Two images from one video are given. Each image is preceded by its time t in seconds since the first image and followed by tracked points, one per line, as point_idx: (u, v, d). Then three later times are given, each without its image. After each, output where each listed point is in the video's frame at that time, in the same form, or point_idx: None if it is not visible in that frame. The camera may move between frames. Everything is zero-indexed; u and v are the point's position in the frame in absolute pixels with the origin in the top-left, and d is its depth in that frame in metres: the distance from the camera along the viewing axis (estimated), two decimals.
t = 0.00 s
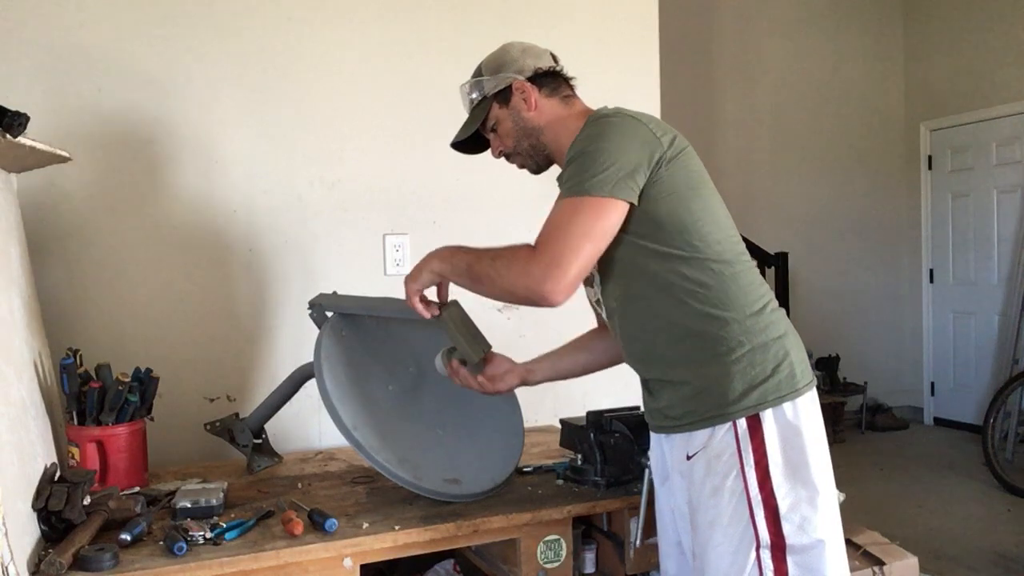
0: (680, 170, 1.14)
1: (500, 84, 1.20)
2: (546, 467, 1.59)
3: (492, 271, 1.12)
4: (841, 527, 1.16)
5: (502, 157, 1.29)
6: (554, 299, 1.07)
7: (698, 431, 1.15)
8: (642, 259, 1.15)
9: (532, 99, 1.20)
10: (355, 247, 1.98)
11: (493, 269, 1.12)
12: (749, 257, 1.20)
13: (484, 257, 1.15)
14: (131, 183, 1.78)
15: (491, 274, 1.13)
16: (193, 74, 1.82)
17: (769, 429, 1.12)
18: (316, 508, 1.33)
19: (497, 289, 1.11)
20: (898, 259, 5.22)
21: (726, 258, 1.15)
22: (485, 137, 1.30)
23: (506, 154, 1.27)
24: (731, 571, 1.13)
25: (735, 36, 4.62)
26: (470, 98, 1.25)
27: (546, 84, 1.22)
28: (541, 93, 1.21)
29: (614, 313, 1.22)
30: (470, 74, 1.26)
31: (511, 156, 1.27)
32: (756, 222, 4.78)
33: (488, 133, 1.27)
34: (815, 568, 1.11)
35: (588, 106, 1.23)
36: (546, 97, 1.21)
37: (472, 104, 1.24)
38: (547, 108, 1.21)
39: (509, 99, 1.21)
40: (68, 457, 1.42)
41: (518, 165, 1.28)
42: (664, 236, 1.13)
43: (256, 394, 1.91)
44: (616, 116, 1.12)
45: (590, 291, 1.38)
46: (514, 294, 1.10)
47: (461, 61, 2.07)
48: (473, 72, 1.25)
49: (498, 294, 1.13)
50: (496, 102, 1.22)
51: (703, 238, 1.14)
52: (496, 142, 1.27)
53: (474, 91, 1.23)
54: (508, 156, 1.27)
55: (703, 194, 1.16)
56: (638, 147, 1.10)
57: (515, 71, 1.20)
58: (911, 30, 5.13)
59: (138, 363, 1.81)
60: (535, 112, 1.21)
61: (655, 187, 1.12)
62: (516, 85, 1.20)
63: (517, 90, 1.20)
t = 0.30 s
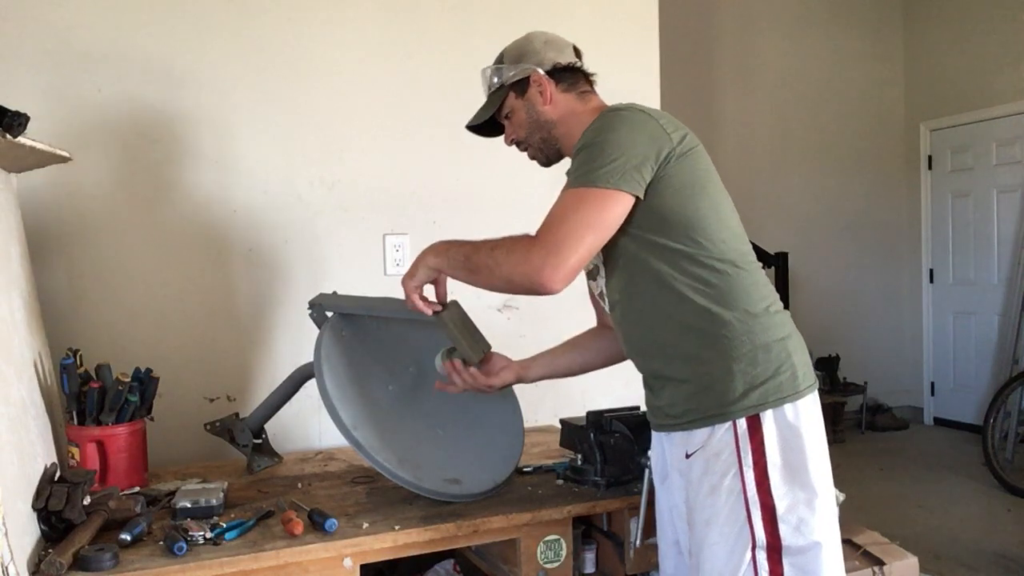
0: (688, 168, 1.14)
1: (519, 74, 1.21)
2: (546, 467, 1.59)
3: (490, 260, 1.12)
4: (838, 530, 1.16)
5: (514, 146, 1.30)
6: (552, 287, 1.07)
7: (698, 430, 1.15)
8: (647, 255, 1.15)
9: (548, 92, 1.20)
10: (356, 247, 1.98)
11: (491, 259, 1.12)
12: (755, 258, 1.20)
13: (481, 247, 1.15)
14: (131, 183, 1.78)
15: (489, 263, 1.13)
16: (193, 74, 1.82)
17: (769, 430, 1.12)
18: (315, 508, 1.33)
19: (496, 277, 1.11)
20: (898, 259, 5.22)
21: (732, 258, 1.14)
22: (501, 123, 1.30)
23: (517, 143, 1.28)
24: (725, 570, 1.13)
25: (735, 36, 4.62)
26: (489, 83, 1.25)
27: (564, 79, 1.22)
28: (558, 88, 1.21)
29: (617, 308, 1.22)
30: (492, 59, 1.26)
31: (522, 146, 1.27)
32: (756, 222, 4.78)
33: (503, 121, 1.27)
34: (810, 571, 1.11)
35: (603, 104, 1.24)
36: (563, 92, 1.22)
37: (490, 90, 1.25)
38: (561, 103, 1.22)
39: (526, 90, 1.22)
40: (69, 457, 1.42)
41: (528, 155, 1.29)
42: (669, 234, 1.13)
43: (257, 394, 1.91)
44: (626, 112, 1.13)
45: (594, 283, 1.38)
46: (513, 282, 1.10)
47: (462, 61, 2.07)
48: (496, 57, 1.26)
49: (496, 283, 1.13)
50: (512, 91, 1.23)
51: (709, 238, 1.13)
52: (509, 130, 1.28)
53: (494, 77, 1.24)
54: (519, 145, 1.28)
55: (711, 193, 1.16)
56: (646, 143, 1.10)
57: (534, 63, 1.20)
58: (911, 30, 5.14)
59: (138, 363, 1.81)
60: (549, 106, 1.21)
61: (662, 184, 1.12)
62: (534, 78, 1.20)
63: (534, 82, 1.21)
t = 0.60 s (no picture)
0: (694, 167, 1.14)
1: (526, 70, 1.21)
2: (546, 467, 1.59)
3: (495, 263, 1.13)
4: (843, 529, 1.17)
5: (518, 141, 1.29)
6: (558, 286, 1.07)
7: (705, 430, 1.15)
8: (654, 253, 1.15)
9: (555, 88, 1.21)
10: (355, 247, 1.98)
11: (496, 262, 1.12)
12: (761, 258, 1.20)
13: (484, 250, 1.15)
14: (132, 182, 1.78)
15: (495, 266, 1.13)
16: (193, 75, 1.82)
17: (777, 429, 1.13)
18: (316, 508, 1.33)
19: (502, 280, 1.11)
20: (898, 259, 5.22)
21: (739, 258, 1.15)
22: (505, 118, 1.30)
23: (522, 138, 1.28)
24: (733, 570, 1.13)
25: (735, 36, 4.62)
26: (494, 77, 1.25)
27: (571, 75, 1.22)
28: (565, 83, 1.22)
29: (622, 307, 1.21)
30: (498, 53, 1.26)
31: (527, 141, 1.27)
32: (756, 223, 4.78)
33: (508, 116, 1.27)
34: (816, 569, 1.11)
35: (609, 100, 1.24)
36: (571, 88, 1.22)
37: (496, 84, 1.25)
38: (568, 98, 1.22)
39: (533, 85, 1.22)
40: (69, 457, 1.42)
41: (532, 150, 1.28)
42: (676, 234, 1.13)
43: (257, 394, 1.91)
44: (632, 111, 1.13)
45: (594, 282, 1.37)
46: (518, 284, 1.10)
47: (462, 62, 2.07)
48: (502, 51, 1.25)
49: (501, 286, 1.13)
50: (519, 85, 1.22)
51: (716, 237, 1.14)
52: (514, 125, 1.27)
53: (500, 71, 1.24)
54: (523, 140, 1.28)
55: (717, 193, 1.16)
56: (653, 142, 1.10)
57: (542, 57, 1.20)
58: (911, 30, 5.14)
59: (138, 363, 1.81)
60: (556, 101, 1.21)
61: (668, 183, 1.12)
62: (542, 73, 1.20)
63: (541, 77, 1.21)
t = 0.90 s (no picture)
0: (699, 169, 1.14)
1: (530, 68, 1.21)
2: (546, 467, 1.59)
3: (500, 269, 1.13)
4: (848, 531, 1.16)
5: (522, 140, 1.29)
6: (561, 292, 1.07)
7: (709, 431, 1.15)
8: (659, 255, 1.15)
9: (560, 87, 1.21)
10: (355, 247, 1.98)
11: (499, 269, 1.13)
12: (766, 260, 1.20)
13: (489, 255, 1.16)
14: (132, 182, 1.78)
15: (500, 271, 1.13)
16: (193, 74, 1.82)
17: (780, 430, 1.12)
18: (316, 508, 1.33)
19: (506, 286, 1.12)
20: (898, 259, 5.22)
21: (743, 259, 1.15)
22: (507, 117, 1.30)
23: (525, 137, 1.27)
24: (736, 571, 1.13)
25: (735, 36, 4.62)
26: (497, 77, 1.24)
27: (575, 73, 1.22)
28: (570, 82, 1.22)
29: (628, 309, 1.22)
30: (500, 52, 1.25)
31: (532, 140, 1.27)
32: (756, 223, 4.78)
33: (511, 115, 1.27)
34: (821, 571, 1.11)
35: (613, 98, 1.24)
36: (575, 87, 1.22)
37: (500, 84, 1.24)
38: (573, 97, 1.22)
39: (537, 84, 1.21)
40: (69, 457, 1.42)
41: (537, 149, 1.28)
42: (680, 235, 1.13)
43: (257, 394, 1.91)
44: (639, 112, 1.13)
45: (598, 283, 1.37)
46: (523, 290, 1.11)
47: (462, 61, 2.07)
48: (503, 50, 1.25)
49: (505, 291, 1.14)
50: (523, 85, 1.22)
51: (720, 239, 1.14)
52: (518, 125, 1.27)
53: (503, 70, 1.23)
54: (528, 139, 1.27)
55: (722, 194, 1.16)
56: (658, 144, 1.10)
57: (547, 56, 1.20)
58: (911, 30, 5.14)
59: (138, 363, 1.81)
60: (561, 100, 1.21)
61: (673, 185, 1.12)
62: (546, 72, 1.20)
63: (546, 76, 1.20)
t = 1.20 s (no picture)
0: (700, 169, 1.14)
1: (533, 68, 1.20)
2: (546, 467, 1.59)
3: (493, 267, 1.13)
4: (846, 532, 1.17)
5: (525, 141, 1.29)
6: (557, 290, 1.07)
7: (710, 432, 1.15)
8: (660, 256, 1.15)
9: (564, 87, 1.21)
10: (355, 246, 1.98)
11: (493, 268, 1.12)
12: (767, 261, 1.20)
13: (481, 255, 1.15)
14: (132, 182, 1.78)
15: (492, 270, 1.13)
16: (193, 74, 1.82)
17: (780, 432, 1.12)
18: (316, 508, 1.33)
19: (499, 285, 1.12)
20: (898, 259, 5.22)
21: (745, 260, 1.15)
22: (508, 118, 1.29)
23: (527, 138, 1.27)
24: (736, 572, 1.13)
25: (735, 36, 4.62)
26: (500, 78, 1.24)
27: (578, 73, 1.22)
28: (573, 82, 1.22)
29: (629, 310, 1.22)
30: (500, 53, 1.25)
31: (535, 141, 1.27)
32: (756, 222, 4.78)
33: (514, 116, 1.26)
34: (819, 572, 1.11)
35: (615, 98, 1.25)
36: (579, 87, 1.22)
37: (502, 84, 1.24)
38: (577, 98, 1.22)
39: (541, 84, 1.21)
40: (68, 458, 1.42)
41: (539, 149, 1.28)
42: (681, 236, 1.13)
43: (257, 394, 1.91)
44: (639, 112, 1.13)
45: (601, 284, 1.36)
46: (516, 288, 1.10)
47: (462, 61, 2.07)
48: (504, 51, 1.24)
49: (497, 289, 1.13)
50: (527, 86, 1.22)
51: (722, 240, 1.14)
52: (521, 126, 1.26)
53: (505, 71, 1.23)
54: (531, 140, 1.27)
55: (724, 195, 1.16)
56: (659, 143, 1.10)
57: (550, 56, 1.20)
58: (911, 30, 5.14)
59: (138, 363, 1.81)
60: (566, 100, 1.21)
61: (674, 185, 1.12)
62: (550, 72, 1.20)
63: (549, 76, 1.20)
